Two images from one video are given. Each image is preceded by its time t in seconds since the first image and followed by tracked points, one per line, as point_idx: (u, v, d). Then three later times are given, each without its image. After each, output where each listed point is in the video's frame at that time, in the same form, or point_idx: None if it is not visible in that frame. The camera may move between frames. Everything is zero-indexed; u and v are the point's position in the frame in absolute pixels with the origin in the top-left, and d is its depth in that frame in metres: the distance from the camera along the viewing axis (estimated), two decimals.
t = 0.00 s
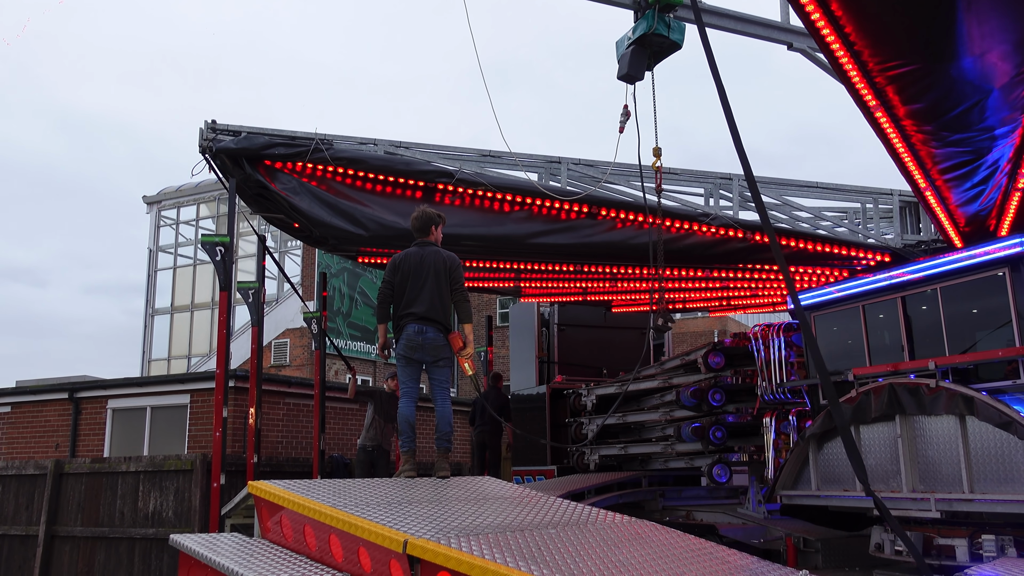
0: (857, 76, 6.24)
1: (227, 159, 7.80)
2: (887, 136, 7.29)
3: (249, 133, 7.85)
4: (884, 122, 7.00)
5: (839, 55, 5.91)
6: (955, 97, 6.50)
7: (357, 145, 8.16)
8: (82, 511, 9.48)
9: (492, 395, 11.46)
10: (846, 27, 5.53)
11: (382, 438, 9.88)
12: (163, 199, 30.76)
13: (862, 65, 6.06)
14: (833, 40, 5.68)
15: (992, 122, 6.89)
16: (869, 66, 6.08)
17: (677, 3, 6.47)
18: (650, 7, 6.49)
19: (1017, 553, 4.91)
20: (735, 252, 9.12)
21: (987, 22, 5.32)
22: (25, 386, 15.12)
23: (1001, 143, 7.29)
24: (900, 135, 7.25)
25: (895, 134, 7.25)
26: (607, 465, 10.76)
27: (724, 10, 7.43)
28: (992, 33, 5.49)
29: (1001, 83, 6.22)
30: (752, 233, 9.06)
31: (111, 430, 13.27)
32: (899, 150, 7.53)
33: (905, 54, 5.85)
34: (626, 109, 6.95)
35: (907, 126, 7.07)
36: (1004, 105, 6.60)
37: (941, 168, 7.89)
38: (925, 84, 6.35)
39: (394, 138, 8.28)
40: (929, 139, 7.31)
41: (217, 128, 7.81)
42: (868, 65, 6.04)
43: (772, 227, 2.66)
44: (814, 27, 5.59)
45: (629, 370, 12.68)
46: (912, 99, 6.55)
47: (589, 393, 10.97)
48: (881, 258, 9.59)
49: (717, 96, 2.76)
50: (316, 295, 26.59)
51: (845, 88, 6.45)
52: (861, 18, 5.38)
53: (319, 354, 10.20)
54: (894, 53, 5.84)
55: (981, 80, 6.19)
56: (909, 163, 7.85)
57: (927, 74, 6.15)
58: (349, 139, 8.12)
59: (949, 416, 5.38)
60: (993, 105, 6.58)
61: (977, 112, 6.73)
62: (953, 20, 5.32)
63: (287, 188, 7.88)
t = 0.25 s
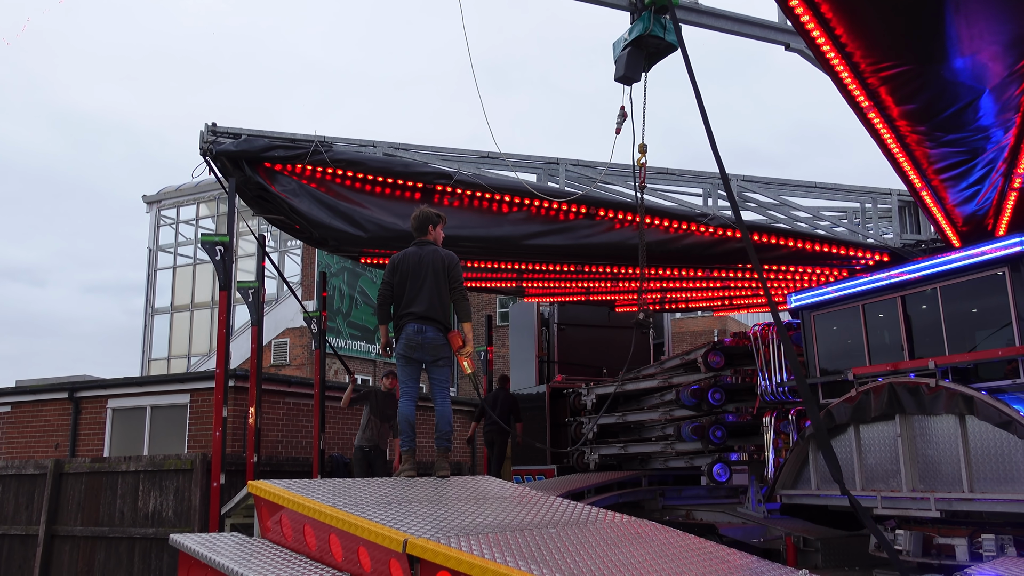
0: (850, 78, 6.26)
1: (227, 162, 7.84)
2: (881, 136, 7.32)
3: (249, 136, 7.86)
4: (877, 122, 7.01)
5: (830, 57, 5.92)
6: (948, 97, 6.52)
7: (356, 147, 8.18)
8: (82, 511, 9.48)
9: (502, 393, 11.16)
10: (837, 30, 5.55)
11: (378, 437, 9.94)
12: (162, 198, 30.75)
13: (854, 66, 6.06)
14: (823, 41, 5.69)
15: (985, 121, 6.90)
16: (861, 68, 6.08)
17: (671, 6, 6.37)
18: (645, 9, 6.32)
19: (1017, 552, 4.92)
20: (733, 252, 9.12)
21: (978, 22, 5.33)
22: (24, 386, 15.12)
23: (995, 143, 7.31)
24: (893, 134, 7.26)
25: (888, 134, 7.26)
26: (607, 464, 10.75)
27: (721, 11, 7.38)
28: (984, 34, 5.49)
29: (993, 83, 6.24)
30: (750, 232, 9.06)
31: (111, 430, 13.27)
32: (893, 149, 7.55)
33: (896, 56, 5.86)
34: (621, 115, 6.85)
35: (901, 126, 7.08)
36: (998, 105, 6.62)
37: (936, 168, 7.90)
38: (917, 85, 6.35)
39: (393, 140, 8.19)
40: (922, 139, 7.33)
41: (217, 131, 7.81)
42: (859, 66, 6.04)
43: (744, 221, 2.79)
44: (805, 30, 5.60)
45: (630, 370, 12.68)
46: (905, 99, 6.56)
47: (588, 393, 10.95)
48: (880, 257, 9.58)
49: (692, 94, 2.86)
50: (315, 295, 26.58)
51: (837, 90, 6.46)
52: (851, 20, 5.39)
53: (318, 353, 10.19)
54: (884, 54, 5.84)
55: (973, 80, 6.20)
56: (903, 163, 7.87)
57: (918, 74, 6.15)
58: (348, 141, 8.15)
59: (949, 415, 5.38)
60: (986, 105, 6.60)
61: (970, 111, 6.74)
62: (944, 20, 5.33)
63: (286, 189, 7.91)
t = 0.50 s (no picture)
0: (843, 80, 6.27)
1: (228, 164, 7.86)
2: (875, 137, 7.33)
3: (249, 138, 7.94)
4: (871, 123, 7.01)
5: (823, 60, 5.93)
6: (942, 97, 6.52)
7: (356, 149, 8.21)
8: (82, 510, 9.48)
9: (507, 389, 11.22)
10: (830, 34, 5.55)
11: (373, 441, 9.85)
12: (162, 198, 30.73)
13: (846, 68, 6.05)
14: (814, 43, 5.69)
15: (979, 120, 6.90)
16: (855, 70, 6.09)
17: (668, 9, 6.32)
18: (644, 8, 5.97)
19: (1017, 552, 4.91)
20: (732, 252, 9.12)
21: (970, 20, 5.32)
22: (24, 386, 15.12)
23: (990, 142, 7.32)
24: (888, 135, 7.26)
25: (882, 135, 7.26)
26: (607, 463, 10.73)
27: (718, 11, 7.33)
28: (977, 32, 5.49)
29: (985, 83, 6.25)
30: (749, 232, 9.06)
31: (110, 429, 13.26)
32: (888, 149, 7.54)
33: (888, 58, 5.87)
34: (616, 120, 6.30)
35: (896, 127, 7.08)
36: (992, 104, 6.63)
37: (931, 167, 7.90)
38: (911, 85, 6.35)
39: (392, 143, 8.31)
40: (916, 139, 7.33)
41: (218, 133, 7.89)
42: (852, 68, 6.03)
43: (724, 217, 2.97)
44: (797, 34, 5.62)
45: (630, 369, 12.67)
46: (898, 100, 6.57)
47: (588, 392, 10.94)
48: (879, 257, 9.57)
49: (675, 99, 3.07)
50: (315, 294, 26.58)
51: (830, 92, 6.46)
52: (842, 22, 5.39)
53: (318, 353, 10.19)
54: (876, 56, 5.84)
55: (966, 79, 6.21)
56: (899, 163, 7.87)
57: (911, 74, 6.15)
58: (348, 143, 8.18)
59: (948, 415, 5.37)
60: (980, 104, 6.61)
61: (964, 111, 6.75)
62: (936, 20, 5.32)
63: (286, 191, 7.92)
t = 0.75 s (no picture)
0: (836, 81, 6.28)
1: (228, 166, 7.84)
2: (870, 137, 7.34)
3: (250, 139, 7.95)
4: (866, 122, 7.02)
5: (815, 61, 5.95)
6: (935, 96, 6.53)
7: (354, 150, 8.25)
8: (81, 509, 9.48)
9: (514, 382, 11.46)
10: (821, 35, 5.57)
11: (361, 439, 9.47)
12: (162, 196, 30.73)
13: (839, 68, 6.06)
14: (806, 43, 5.70)
15: (973, 119, 6.91)
16: (847, 71, 6.10)
17: (666, 8, 6.15)
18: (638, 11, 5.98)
19: (1017, 551, 4.90)
20: (731, 252, 9.12)
21: (961, 20, 5.32)
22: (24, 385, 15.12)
23: (985, 141, 7.33)
24: (882, 135, 7.26)
25: (877, 134, 7.27)
26: (607, 462, 10.73)
27: (715, 11, 7.31)
28: (969, 32, 5.49)
29: (978, 82, 6.26)
30: (747, 232, 9.06)
31: (110, 428, 13.26)
32: (884, 148, 7.54)
33: (881, 59, 5.88)
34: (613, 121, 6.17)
35: (891, 126, 7.09)
36: (986, 103, 6.64)
37: (927, 166, 7.90)
38: (904, 85, 6.36)
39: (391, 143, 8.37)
40: (912, 138, 7.33)
41: (218, 135, 7.90)
42: (845, 68, 6.04)
43: (705, 216, 2.76)
44: (789, 35, 5.63)
45: (630, 368, 12.66)
46: (891, 100, 6.58)
47: (588, 391, 10.95)
48: (879, 256, 9.56)
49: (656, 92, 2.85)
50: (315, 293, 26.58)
51: (824, 92, 6.47)
52: (832, 23, 5.39)
53: (318, 352, 10.19)
54: (868, 56, 5.84)
55: (960, 79, 6.21)
56: (894, 162, 7.86)
57: (904, 74, 6.15)
58: (347, 144, 8.21)
59: (948, 413, 5.36)
60: (974, 103, 6.62)
61: (959, 110, 6.76)
62: (928, 20, 5.32)
63: (286, 192, 7.91)
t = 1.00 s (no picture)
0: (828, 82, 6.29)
1: (228, 166, 7.85)
2: (864, 137, 7.34)
3: (249, 139, 7.96)
4: (859, 122, 7.02)
5: (807, 61, 5.96)
6: (929, 95, 6.53)
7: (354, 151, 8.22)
8: (80, 507, 9.48)
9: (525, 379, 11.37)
10: (813, 34, 5.58)
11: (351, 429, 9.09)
12: (162, 194, 30.71)
13: (831, 67, 6.06)
14: (797, 42, 5.71)
15: (967, 117, 6.91)
16: (840, 71, 6.11)
17: (662, 7, 6.04)
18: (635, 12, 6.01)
19: (1016, 549, 4.90)
20: (729, 251, 9.13)
21: (951, 19, 5.32)
22: (23, 382, 15.13)
23: (980, 139, 7.34)
24: (876, 134, 7.27)
25: (871, 134, 7.27)
26: (606, 460, 10.74)
27: (712, 11, 7.31)
28: (961, 31, 5.48)
29: (971, 81, 6.26)
30: (746, 230, 9.03)
31: (109, 426, 13.25)
32: (878, 147, 7.54)
33: (873, 59, 5.89)
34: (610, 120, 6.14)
35: (885, 126, 7.09)
36: (980, 101, 6.64)
37: (923, 165, 7.90)
38: (896, 84, 6.36)
39: (390, 143, 8.30)
40: (906, 137, 7.33)
41: (218, 135, 7.90)
42: (837, 67, 6.05)
43: (687, 213, 2.84)
44: (780, 36, 5.65)
45: (629, 366, 12.66)
46: (884, 99, 6.58)
47: (587, 389, 10.95)
48: (877, 254, 9.55)
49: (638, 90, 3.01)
50: (315, 291, 26.59)
51: (817, 92, 6.48)
52: (823, 22, 5.40)
53: (318, 349, 10.19)
54: (860, 56, 5.84)
55: (953, 78, 6.21)
56: (889, 161, 7.86)
57: (896, 73, 6.15)
58: (346, 145, 8.14)
59: (948, 411, 5.35)
60: (968, 102, 6.63)
61: (953, 109, 6.77)
62: (919, 19, 5.32)
63: (286, 192, 7.92)
